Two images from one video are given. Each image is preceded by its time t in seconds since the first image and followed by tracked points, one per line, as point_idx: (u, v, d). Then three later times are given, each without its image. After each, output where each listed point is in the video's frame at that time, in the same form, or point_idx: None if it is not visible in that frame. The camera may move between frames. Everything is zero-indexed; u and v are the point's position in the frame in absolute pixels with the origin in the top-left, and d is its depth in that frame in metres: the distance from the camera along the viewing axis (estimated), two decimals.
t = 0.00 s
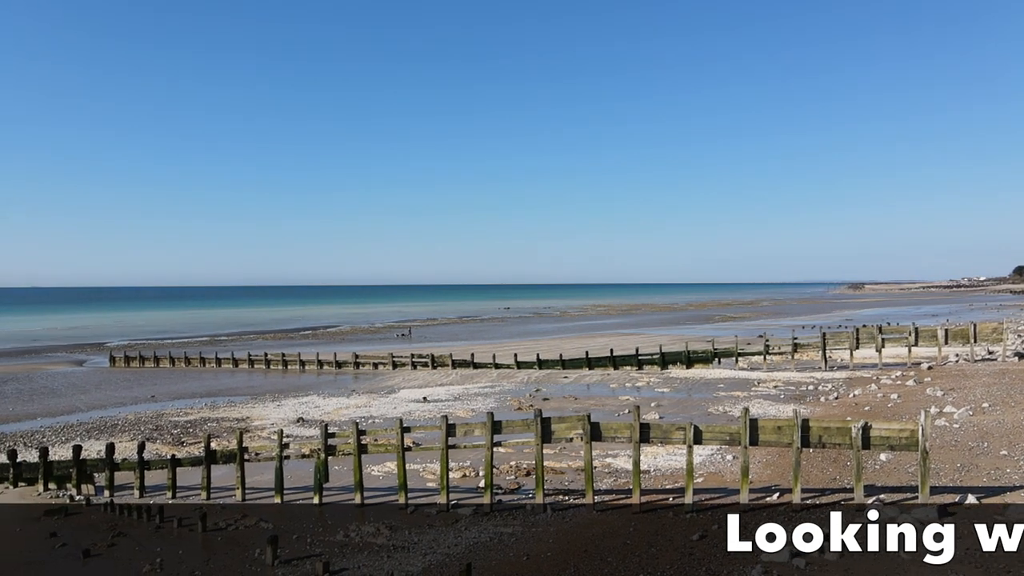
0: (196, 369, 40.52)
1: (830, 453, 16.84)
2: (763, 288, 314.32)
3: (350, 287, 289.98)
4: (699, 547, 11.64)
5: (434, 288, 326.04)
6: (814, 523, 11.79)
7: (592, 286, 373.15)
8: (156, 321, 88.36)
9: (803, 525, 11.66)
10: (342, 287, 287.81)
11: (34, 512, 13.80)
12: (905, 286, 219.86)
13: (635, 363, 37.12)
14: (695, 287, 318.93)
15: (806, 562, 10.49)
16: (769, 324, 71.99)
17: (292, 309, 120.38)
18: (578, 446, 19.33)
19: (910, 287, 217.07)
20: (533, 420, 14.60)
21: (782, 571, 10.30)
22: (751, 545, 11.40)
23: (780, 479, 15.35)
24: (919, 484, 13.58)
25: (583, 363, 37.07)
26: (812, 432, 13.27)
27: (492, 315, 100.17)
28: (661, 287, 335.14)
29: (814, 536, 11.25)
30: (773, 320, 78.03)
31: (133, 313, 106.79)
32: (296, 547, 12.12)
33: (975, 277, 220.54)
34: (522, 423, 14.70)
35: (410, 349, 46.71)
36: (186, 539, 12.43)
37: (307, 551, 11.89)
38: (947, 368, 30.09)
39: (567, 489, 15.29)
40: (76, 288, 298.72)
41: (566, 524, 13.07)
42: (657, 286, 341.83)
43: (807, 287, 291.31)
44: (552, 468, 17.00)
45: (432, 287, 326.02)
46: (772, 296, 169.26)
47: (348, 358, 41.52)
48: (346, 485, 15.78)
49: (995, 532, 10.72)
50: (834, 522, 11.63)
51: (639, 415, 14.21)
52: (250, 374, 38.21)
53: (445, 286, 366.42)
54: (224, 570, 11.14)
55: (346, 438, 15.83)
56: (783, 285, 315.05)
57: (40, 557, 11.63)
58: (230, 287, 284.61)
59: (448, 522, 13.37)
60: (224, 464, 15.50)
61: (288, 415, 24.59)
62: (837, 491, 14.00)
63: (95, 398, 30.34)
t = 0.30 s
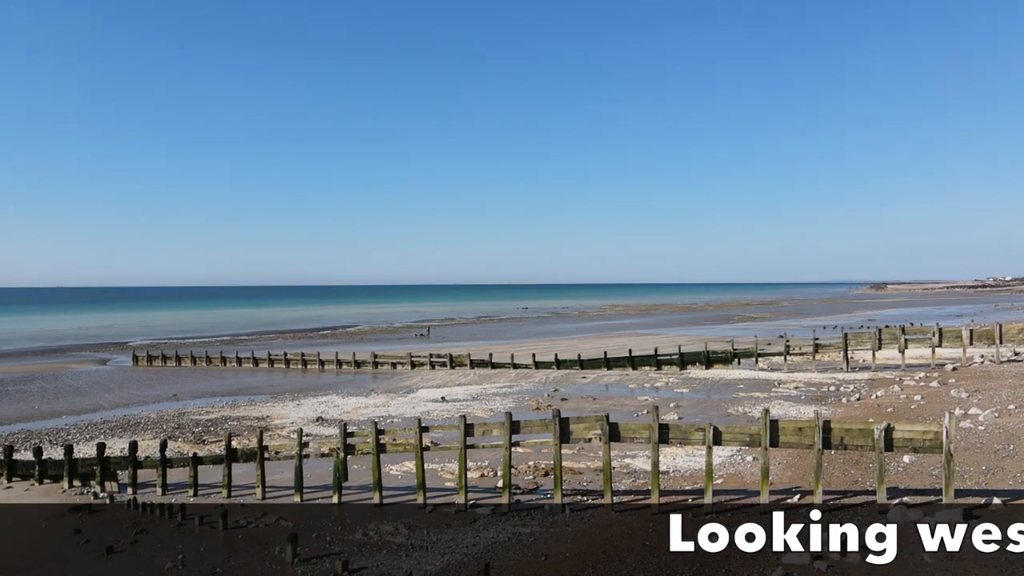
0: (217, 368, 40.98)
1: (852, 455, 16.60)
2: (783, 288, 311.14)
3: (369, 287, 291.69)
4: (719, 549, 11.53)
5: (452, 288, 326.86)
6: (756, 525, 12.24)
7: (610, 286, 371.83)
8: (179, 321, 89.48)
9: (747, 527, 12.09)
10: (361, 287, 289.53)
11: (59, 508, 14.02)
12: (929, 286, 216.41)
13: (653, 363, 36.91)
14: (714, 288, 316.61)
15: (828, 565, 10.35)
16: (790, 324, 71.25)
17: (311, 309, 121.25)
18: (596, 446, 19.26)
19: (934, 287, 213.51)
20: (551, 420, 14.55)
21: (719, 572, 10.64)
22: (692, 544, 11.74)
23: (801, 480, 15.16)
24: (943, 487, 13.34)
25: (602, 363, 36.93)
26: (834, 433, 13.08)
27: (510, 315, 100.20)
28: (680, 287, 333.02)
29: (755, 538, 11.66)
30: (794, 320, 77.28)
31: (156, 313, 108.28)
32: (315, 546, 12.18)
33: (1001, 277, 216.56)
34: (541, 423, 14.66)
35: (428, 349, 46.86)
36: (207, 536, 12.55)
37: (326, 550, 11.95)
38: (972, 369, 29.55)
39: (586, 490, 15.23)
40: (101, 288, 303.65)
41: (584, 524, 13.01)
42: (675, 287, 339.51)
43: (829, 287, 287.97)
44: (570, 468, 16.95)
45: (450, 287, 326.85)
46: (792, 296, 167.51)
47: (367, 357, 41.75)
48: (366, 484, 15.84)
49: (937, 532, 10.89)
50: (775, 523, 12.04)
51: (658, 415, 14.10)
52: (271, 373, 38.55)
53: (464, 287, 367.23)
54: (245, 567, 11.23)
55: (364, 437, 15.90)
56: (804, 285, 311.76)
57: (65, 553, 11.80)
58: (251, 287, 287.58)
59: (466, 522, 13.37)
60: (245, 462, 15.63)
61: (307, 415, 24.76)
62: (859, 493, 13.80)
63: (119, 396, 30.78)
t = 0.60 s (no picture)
0: (237, 367, 41.41)
1: (875, 457, 16.35)
2: (804, 288, 308.01)
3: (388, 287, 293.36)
4: (738, 551, 11.45)
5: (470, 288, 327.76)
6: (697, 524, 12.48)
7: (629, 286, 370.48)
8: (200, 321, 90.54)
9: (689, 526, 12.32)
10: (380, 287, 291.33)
11: (84, 504, 14.23)
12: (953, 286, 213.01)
13: (672, 363, 36.65)
14: (734, 287, 313.95)
15: (850, 568, 10.17)
16: (811, 325, 70.45)
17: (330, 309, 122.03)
18: (615, 446, 19.16)
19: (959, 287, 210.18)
20: (570, 420, 14.47)
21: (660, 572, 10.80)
22: (635, 544, 11.88)
23: (823, 482, 14.95)
24: (968, 490, 13.08)
25: (620, 363, 36.77)
26: (856, 435, 12.88)
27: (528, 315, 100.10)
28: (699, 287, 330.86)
29: (698, 537, 11.89)
30: (815, 321, 76.49)
31: (178, 313, 109.68)
32: (335, 544, 12.24)
33: None
34: (559, 423, 14.59)
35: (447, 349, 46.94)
36: (228, 533, 12.67)
37: (345, 548, 12.00)
38: (998, 370, 28.97)
39: (604, 490, 15.15)
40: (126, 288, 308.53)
41: (603, 525, 12.94)
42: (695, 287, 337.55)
43: (851, 288, 284.66)
44: (589, 469, 16.87)
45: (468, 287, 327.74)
46: (813, 296, 165.73)
47: (385, 357, 41.95)
48: (384, 483, 15.89)
49: (878, 533, 11.24)
50: (771, 526, 12.03)
51: (677, 416, 13.97)
52: (290, 373, 38.86)
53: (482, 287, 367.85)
54: (265, 565, 11.30)
55: (383, 436, 15.94)
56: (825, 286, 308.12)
57: (89, 549, 11.96)
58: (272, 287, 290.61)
59: (484, 521, 13.36)
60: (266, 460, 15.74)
61: (326, 414, 24.89)
62: (882, 496, 13.57)
63: (142, 395, 31.17)
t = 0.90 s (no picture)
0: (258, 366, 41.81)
1: (898, 459, 16.09)
2: (826, 288, 304.46)
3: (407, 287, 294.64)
4: (759, 553, 11.32)
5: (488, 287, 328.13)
6: (665, 524, 12.50)
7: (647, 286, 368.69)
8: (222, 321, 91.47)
9: (628, 526, 12.46)
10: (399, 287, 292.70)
11: (108, 502, 14.42)
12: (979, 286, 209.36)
13: (692, 363, 36.37)
14: (754, 287, 311.14)
15: (873, 572, 10.00)
16: (833, 325, 69.59)
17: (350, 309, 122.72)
18: (634, 446, 19.04)
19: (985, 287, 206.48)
20: (588, 420, 14.39)
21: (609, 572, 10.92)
22: (578, 544, 12.01)
23: (844, 484, 14.75)
24: (995, 493, 12.81)
25: (639, 363, 36.57)
26: (879, 436, 12.66)
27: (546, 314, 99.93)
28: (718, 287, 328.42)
29: (640, 537, 11.99)
30: (837, 321, 75.54)
31: (201, 313, 111.05)
32: (354, 543, 12.29)
33: None
34: (578, 423, 14.52)
35: (465, 348, 46.97)
36: (248, 531, 12.76)
37: (364, 547, 12.04)
38: None
39: (623, 491, 15.06)
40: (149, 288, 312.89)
41: (622, 525, 12.86)
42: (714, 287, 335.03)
43: (873, 287, 280.87)
44: (607, 469, 16.78)
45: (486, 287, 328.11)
46: (835, 296, 163.83)
47: (404, 357, 42.10)
48: (403, 482, 15.93)
49: (821, 532, 11.71)
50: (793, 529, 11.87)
51: (697, 416, 13.83)
52: (310, 372, 39.12)
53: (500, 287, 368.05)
54: (285, 563, 11.36)
55: (401, 435, 15.98)
56: (847, 286, 304.27)
57: (113, 546, 12.10)
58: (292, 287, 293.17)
59: (503, 521, 13.32)
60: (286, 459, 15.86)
61: (346, 413, 25.02)
62: (905, 498, 13.34)
63: (165, 393, 31.58)
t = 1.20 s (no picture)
0: (278, 365, 42.17)
1: (923, 461, 15.81)
2: (848, 288, 300.60)
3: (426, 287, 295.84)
4: (780, 556, 11.19)
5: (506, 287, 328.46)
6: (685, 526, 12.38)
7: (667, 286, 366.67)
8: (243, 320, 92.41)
9: (571, 526, 12.52)
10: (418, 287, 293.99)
11: (132, 499, 14.62)
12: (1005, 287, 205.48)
13: (711, 364, 36.06)
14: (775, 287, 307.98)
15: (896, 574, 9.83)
16: (856, 325, 68.61)
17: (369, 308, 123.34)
18: (653, 447, 18.92)
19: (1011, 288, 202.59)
20: (607, 420, 14.31)
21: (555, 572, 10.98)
22: (520, 544, 12.09)
23: (868, 487, 14.51)
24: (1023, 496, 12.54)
25: (658, 363, 36.33)
26: (903, 438, 12.43)
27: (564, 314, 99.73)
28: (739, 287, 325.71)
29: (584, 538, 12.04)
30: (860, 321, 74.48)
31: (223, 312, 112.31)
32: (373, 541, 12.32)
33: None
34: (597, 423, 14.44)
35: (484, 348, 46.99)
36: (269, 529, 12.87)
37: (383, 546, 12.07)
38: None
39: (642, 491, 14.95)
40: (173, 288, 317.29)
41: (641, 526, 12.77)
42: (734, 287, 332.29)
43: (897, 287, 276.95)
44: (626, 470, 16.68)
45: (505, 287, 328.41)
46: (857, 296, 161.65)
47: (423, 356, 42.21)
48: (422, 482, 15.96)
49: (764, 532, 11.96)
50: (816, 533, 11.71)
51: (717, 417, 13.68)
52: (329, 371, 39.35)
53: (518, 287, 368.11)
54: (305, 561, 11.42)
55: (420, 434, 16.00)
56: (870, 286, 300.20)
57: (136, 543, 12.25)
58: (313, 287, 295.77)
59: (523, 521, 13.28)
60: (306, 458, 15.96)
61: (365, 412, 25.13)
62: (930, 502, 13.09)
63: (187, 392, 31.95)
